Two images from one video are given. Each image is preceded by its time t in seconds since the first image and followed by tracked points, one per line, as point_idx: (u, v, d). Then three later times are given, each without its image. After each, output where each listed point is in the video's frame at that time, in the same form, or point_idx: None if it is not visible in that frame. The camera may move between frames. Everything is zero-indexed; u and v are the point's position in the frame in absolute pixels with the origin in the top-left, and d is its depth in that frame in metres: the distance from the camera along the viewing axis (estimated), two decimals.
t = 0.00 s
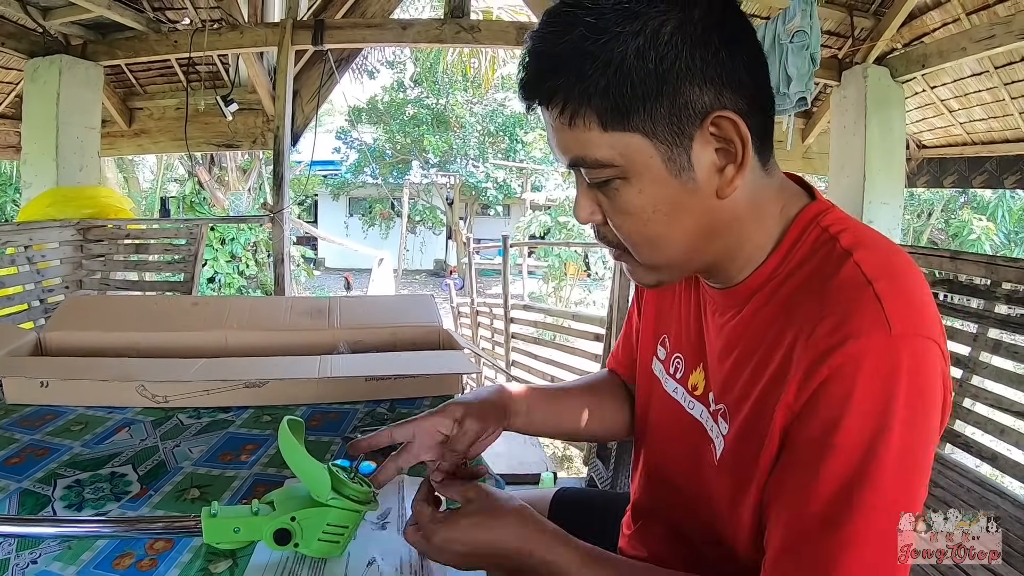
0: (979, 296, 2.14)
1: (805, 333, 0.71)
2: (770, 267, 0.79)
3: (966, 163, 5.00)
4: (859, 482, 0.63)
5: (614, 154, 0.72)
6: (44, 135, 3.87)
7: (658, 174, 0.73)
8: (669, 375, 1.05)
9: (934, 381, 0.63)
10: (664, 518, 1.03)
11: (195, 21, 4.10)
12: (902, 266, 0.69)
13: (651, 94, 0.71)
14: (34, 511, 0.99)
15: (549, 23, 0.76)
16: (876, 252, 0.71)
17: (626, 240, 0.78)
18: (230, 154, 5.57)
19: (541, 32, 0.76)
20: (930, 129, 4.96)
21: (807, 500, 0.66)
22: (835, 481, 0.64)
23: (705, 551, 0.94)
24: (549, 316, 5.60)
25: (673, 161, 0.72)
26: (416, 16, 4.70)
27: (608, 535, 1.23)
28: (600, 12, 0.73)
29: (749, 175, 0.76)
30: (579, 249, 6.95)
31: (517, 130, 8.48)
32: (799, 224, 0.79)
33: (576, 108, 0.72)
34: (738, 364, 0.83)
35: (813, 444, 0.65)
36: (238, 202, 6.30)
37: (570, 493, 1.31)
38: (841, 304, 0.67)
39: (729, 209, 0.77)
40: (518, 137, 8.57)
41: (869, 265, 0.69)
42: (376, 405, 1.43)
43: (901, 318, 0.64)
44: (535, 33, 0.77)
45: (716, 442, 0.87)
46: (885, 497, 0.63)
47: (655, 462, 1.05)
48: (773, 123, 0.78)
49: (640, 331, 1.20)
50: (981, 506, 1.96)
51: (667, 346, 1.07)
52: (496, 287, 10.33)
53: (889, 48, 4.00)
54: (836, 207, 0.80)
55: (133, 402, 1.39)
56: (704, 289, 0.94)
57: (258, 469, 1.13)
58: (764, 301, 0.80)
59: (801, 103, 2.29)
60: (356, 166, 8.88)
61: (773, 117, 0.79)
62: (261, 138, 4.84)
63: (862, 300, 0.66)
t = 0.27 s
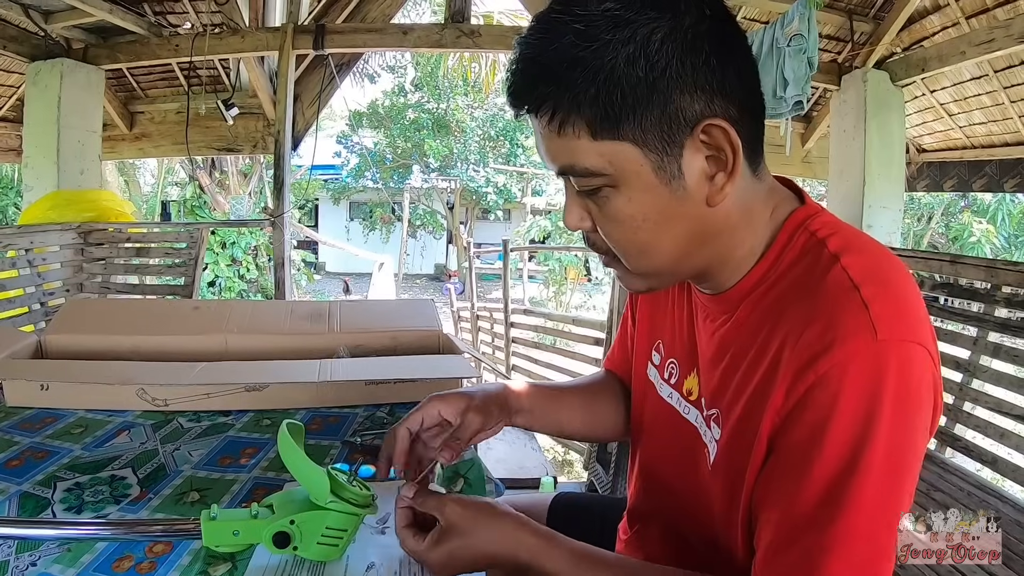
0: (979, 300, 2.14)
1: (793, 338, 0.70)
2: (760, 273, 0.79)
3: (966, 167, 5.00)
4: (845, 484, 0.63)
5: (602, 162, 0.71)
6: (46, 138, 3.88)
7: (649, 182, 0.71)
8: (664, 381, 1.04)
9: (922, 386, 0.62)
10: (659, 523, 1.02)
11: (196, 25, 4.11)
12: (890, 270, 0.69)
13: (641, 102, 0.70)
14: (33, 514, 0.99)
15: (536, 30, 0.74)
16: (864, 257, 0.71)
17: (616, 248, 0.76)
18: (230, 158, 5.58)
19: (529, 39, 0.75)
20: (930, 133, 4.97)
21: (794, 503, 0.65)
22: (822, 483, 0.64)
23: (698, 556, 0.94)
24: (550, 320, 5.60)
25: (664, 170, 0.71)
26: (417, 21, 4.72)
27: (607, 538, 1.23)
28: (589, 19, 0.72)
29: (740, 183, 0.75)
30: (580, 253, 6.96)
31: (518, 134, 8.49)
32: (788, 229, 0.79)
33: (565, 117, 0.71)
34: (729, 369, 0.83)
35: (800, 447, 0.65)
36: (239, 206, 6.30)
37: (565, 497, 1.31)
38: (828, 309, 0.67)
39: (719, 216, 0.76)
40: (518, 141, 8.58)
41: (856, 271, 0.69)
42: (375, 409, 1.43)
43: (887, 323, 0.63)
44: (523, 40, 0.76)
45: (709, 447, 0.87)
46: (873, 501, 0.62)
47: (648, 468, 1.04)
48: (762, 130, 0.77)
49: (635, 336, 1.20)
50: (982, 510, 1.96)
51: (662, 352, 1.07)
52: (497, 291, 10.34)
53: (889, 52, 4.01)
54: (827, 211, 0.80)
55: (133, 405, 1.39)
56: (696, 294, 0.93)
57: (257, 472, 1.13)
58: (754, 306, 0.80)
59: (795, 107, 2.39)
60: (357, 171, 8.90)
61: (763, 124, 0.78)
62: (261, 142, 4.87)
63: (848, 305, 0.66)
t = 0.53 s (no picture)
0: (980, 303, 2.14)
1: (783, 344, 0.70)
2: (755, 280, 0.79)
3: (968, 170, 4.99)
4: (831, 492, 0.62)
5: (607, 177, 0.70)
6: (49, 141, 3.90)
7: (655, 198, 0.71)
8: (666, 383, 1.03)
9: (912, 396, 0.62)
10: (652, 526, 1.02)
11: (198, 28, 4.12)
12: (882, 278, 0.69)
13: (648, 117, 0.69)
14: (37, 516, 0.99)
15: (536, 38, 0.72)
16: (856, 265, 0.70)
17: (619, 260, 0.76)
18: (233, 161, 5.60)
19: (527, 48, 0.72)
20: (931, 137, 4.98)
21: (778, 508, 0.65)
22: (808, 490, 0.63)
23: (689, 560, 0.94)
24: (551, 324, 5.60)
25: (669, 185, 0.71)
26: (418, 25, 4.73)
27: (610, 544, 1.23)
28: (593, 30, 0.70)
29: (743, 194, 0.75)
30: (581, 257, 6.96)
31: (519, 138, 8.51)
32: (783, 235, 0.79)
33: (569, 132, 0.69)
34: (724, 375, 0.83)
35: (786, 453, 0.65)
36: (241, 210, 6.31)
37: (567, 502, 1.30)
38: (819, 317, 0.67)
39: (722, 226, 0.76)
40: (520, 145, 8.60)
41: (849, 279, 0.69)
42: (378, 413, 1.43)
43: (876, 332, 0.63)
44: (521, 47, 0.73)
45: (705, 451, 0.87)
46: (857, 509, 0.62)
47: (645, 472, 1.04)
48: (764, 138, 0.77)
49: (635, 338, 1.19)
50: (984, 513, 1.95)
51: (663, 354, 1.06)
52: (499, 295, 10.34)
53: (890, 55, 4.02)
54: (822, 218, 0.80)
55: (136, 408, 1.39)
56: (693, 299, 0.93)
57: (261, 475, 1.13)
58: (749, 313, 0.80)
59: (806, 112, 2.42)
60: (359, 175, 8.91)
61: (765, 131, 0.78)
62: (264, 145, 4.88)
63: (839, 314, 0.65)
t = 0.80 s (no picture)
0: (983, 307, 2.13)
1: (790, 348, 0.70)
2: (761, 285, 0.79)
3: (971, 173, 4.98)
4: (835, 497, 0.62)
5: (618, 185, 0.70)
6: (52, 142, 3.91)
7: (665, 206, 0.71)
8: (669, 385, 1.03)
9: (918, 404, 0.62)
10: (653, 529, 1.02)
11: (202, 31, 4.14)
12: (889, 284, 0.69)
13: (662, 125, 0.68)
14: (41, 516, 0.99)
15: (547, 42, 0.71)
16: (863, 272, 0.70)
17: (627, 267, 0.76)
18: (236, 163, 5.61)
19: (538, 52, 0.71)
20: (934, 140, 4.97)
21: (781, 512, 0.65)
22: (812, 496, 0.63)
23: (690, 562, 0.94)
24: (553, 327, 5.60)
25: (681, 193, 0.70)
26: (422, 28, 4.74)
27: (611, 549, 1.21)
28: (608, 35, 0.69)
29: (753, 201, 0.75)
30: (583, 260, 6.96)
31: (522, 141, 8.52)
32: (790, 239, 0.79)
33: (581, 139, 0.69)
34: (728, 379, 0.82)
35: (791, 458, 0.65)
36: (244, 212, 6.32)
37: (569, 505, 1.30)
38: (827, 323, 0.67)
39: (731, 234, 0.76)
40: (523, 148, 8.61)
41: (855, 286, 0.69)
42: (382, 415, 1.42)
43: (883, 340, 0.63)
44: (531, 51, 0.72)
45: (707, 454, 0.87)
46: (860, 514, 0.62)
47: (647, 474, 1.04)
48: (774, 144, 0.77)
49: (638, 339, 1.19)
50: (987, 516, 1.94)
51: (667, 357, 1.06)
52: (500, 298, 10.34)
53: (893, 59, 4.02)
54: (829, 223, 0.80)
55: (140, 410, 1.39)
56: (698, 303, 0.93)
57: (264, 477, 1.13)
58: (754, 317, 0.80)
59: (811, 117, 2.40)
60: (361, 177, 8.93)
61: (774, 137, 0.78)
62: (267, 147, 4.87)
63: (846, 320, 0.65)
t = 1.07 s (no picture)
0: (986, 309, 2.13)
1: (793, 352, 0.70)
2: (764, 288, 0.79)
3: (973, 175, 4.95)
4: (838, 502, 0.62)
5: (622, 188, 0.70)
6: (56, 142, 3.92)
7: (669, 208, 0.71)
8: (671, 386, 1.02)
9: (922, 409, 0.62)
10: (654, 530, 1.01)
11: (205, 31, 4.14)
12: (893, 288, 0.69)
13: (667, 127, 0.68)
14: (42, 516, 0.99)
15: (550, 43, 0.71)
16: (867, 275, 0.70)
17: (630, 269, 0.76)
18: (238, 164, 5.61)
19: (542, 53, 0.71)
20: (937, 142, 4.97)
21: (783, 516, 0.65)
22: (814, 500, 0.63)
23: (691, 565, 0.94)
24: (555, 328, 5.60)
25: (686, 196, 0.70)
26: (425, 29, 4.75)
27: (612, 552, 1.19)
28: (612, 36, 0.69)
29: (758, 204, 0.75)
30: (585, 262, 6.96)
31: (524, 142, 8.54)
32: (794, 242, 0.79)
33: (584, 141, 0.69)
34: (730, 381, 0.82)
35: (793, 462, 0.64)
36: (246, 212, 6.32)
37: (571, 506, 1.30)
38: (830, 326, 0.67)
39: (735, 236, 0.75)
40: (525, 149, 8.62)
41: (859, 289, 0.68)
42: (384, 416, 1.41)
43: (887, 345, 0.63)
44: (535, 52, 0.72)
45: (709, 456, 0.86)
46: (861, 520, 0.61)
47: (648, 475, 1.03)
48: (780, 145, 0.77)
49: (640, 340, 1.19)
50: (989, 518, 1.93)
51: (669, 357, 1.06)
52: (502, 299, 10.34)
53: (896, 60, 4.01)
54: (833, 226, 0.80)
55: (141, 410, 1.38)
56: (701, 304, 0.93)
57: (266, 477, 1.13)
58: (756, 320, 0.79)
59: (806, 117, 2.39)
60: (364, 178, 8.94)
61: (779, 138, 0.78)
62: (269, 148, 4.87)
63: (850, 324, 0.65)
